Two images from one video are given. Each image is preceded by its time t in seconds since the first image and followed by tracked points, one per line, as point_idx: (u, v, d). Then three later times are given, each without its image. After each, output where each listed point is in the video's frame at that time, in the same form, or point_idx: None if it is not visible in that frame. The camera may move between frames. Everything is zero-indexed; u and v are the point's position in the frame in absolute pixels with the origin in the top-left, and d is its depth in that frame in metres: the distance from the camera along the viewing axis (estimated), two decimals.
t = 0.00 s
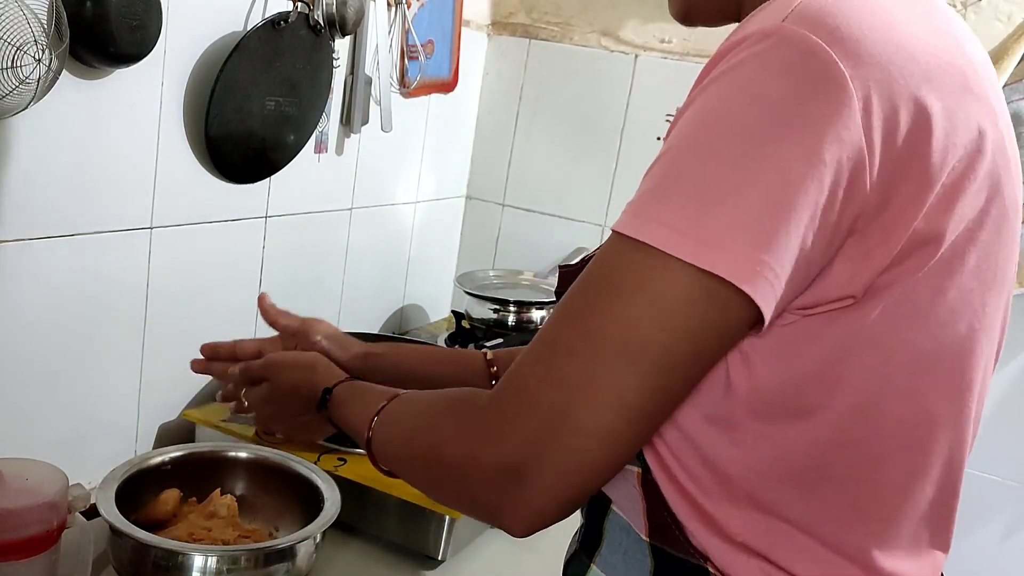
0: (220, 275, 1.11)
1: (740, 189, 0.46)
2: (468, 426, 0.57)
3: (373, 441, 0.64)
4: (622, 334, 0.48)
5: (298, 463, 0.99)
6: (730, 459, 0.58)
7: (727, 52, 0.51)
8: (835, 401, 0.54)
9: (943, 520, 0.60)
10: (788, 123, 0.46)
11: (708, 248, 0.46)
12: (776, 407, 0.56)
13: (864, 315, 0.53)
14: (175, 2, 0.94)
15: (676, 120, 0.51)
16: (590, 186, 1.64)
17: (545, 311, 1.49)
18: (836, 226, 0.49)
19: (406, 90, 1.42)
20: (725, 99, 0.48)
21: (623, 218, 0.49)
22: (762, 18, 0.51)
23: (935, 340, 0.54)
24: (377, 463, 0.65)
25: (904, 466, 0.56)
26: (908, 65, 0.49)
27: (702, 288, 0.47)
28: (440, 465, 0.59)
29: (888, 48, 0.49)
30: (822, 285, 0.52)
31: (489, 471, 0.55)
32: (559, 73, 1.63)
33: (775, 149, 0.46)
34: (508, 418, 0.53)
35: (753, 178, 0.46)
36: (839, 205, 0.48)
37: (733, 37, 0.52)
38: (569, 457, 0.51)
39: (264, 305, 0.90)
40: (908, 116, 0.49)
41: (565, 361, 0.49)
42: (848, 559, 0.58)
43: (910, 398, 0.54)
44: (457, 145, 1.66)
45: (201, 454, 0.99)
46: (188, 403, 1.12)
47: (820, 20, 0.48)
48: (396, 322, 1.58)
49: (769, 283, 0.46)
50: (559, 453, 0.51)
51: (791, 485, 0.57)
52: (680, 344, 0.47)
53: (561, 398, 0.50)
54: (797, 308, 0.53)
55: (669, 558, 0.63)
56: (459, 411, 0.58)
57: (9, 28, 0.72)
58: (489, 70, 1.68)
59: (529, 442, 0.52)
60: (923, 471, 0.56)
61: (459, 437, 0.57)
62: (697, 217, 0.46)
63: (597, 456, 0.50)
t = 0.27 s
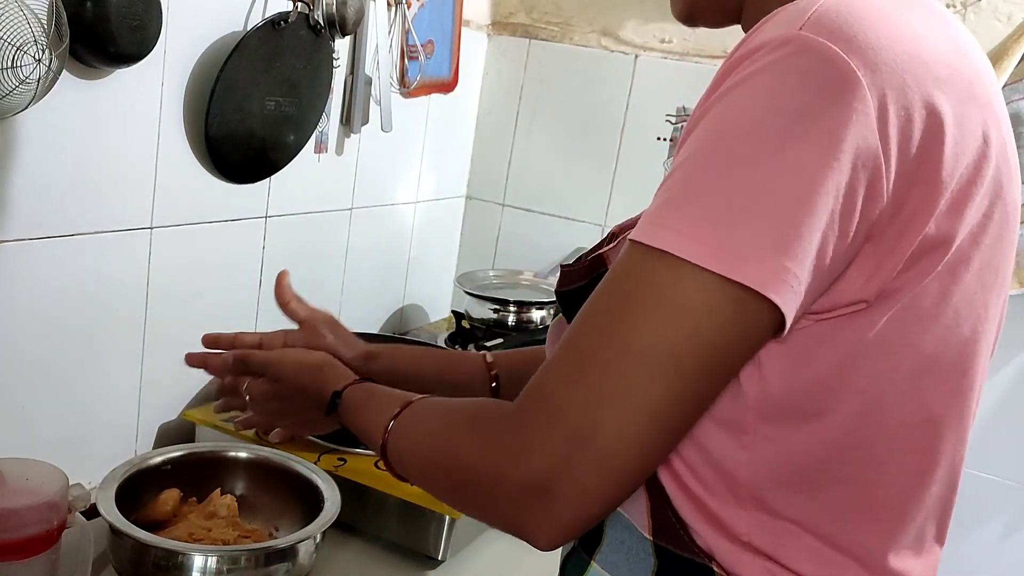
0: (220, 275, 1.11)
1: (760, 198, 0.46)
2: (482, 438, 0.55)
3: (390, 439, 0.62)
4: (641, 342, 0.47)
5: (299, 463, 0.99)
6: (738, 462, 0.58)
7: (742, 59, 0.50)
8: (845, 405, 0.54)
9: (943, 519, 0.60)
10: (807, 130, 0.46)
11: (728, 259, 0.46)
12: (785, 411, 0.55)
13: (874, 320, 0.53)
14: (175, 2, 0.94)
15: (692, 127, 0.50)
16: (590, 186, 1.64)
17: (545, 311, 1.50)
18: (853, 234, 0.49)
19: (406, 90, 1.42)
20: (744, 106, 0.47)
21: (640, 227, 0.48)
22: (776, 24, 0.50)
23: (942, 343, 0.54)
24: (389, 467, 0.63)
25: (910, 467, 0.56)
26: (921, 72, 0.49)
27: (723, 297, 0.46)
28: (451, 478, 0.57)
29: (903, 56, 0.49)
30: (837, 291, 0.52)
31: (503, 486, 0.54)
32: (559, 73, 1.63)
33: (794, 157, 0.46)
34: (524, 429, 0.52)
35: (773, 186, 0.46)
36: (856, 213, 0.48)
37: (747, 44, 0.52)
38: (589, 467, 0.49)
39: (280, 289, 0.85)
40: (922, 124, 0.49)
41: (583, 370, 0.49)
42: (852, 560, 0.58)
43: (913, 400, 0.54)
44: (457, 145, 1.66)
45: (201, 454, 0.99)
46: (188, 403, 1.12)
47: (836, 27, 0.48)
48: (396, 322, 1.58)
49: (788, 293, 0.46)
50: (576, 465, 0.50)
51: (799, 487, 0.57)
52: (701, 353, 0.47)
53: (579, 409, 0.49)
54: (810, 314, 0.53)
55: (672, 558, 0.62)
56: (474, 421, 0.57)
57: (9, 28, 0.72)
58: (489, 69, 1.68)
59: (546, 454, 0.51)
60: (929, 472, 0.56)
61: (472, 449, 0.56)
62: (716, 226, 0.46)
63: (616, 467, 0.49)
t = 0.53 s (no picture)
0: (221, 275, 1.11)
1: (778, 191, 0.45)
2: (496, 433, 0.55)
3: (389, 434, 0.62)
4: (660, 334, 0.47)
5: (299, 464, 0.99)
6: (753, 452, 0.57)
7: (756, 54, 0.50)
8: (861, 395, 0.54)
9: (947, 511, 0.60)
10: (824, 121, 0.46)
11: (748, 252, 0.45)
12: (802, 401, 0.55)
13: (886, 311, 0.52)
14: (175, 2, 0.94)
15: (707, 122, 0.50)
16: (590, 186, 1.64)
17: (545, 310, 1.50)
18: (867, 228, 0.49)
19: (406, 90, 1.42)
20: (760, 99, 0.47)
21: (655, 220, 0.48)
22: (790, 19, 0.50)
23: (951, 337, 0.54)
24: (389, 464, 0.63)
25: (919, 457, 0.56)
26: (930, 67, 0.49)
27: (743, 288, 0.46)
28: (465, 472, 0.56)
29: (916, 52, 0.49)
30: (855, 279, 0.52)
31: (519, 482, 0.53)
32: (559, 73, 1.63)
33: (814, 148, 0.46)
34: (541, 424, 0.51)
35: (793, 178, 0.45)
36: (872, 207, 0.48)
37: (760, 39, 0.51)
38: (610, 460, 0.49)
39: (302, 269, 0.78)
40: (935, 120, 0.49)
41: (601, 363, 0.48)
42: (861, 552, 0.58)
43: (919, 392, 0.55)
44: (457, 146, 1.66)
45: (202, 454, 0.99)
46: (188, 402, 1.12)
47: (852, 21, 0.48)
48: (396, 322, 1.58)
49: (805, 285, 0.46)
50: (596, 459, 0.49)
51: (815, 478, 0.57)
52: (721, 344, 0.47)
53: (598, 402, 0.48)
54: (826, 304, 0.52)
55: (687, 552, 0.61)
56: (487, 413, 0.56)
57: (9, 28, 0.72)
58: (489, 69, 1.68)
59: (565, 448, 0.50)
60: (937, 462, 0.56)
61: (486, 445, 0.55)
62: (734, 219, 0.46)
63: (635, 459, 0.49)
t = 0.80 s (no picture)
0: (221, 275, 1.11)
1: (781, 190, 0.45)
2: (497, 433, 0.55)
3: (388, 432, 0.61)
4: (664, 335, 0.47)
5: (299, 463, 0.99)
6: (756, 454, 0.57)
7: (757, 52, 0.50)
8: (865, 396, 0.54)
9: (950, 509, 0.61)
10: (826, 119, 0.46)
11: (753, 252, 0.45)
12: (804, 403, 0.55)
13: (890, 312, 0.52)
14: (175, 2, 0.94)
15: (708, 122, 0.50)
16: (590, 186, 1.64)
17: (545, 310, 1.50)
18: (870, 227, 0.49)
19: (406, 90, 1.42)
20: (762, 99, 0.47)
21: (658, 220, 0.48)
22: (790, 18, 0.50)
23: (952, 337, 0.54)
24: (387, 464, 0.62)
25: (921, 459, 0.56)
26: (930, 69, 0.49)
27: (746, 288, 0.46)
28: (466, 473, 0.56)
29: (917, 53, 0.49)
30: (858, 279, 0.52)
31: (522, 484, 0.53)
32: (559, 73, 1.63)
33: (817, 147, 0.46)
34: (545, 425, 0.51)
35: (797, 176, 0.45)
36: (873, 207, 0.48)
37: (761, 37, 0.51)
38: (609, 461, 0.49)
39: (314, 246, 0.77)
40: (938, 121, 0.49)
41: (604, 363, 0.48)
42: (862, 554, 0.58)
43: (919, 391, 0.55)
44: (457, 146, 1.66)
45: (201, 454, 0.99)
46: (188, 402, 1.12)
47: (853, 20, 0.48)
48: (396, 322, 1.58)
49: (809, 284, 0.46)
50: (601, 461, 0.49)
51: (819, 480, 0.57)
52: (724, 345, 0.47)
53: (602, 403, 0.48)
54: (828, 305, 0.52)
55: (690, 556, 0.62)
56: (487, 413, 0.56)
57: (9, 28, 0.72)
58: (489, 69, 1.68)
59: (569, 450, 0.50)
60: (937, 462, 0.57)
61: (488, 447, 0.55)
62: (738, 219, 0.46)
63: (638, 460, 0.49)
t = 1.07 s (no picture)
0: (221, 275, 1.11)
1: (786, 199, 0.46)
2: (500, 445, 0.54)
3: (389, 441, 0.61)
4: (667, 346, 0.47)
5: (298, 464, 0.99)
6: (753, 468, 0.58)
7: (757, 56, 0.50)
8: (864, 407, 0.54)
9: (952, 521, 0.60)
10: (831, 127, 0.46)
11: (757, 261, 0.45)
12: (803, 414, 0.55)
13: (891, 322, 0.52)
14: (175, 2, 0.94)
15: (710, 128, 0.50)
16: (590, 186, 1.64)
17: (545, 310, 1.50)
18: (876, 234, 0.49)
19: (406, 90, 1.42)
20: (765, 106, 0.47)
21: (658, 231, 0.48)
22: (790, 23, 0.50)
23: (954, 346, 0.54)
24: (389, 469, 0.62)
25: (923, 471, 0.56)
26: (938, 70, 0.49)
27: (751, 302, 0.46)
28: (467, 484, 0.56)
29: (925, 56, 0.48)
30: (859, 290, 0.52)
31: (525, 495, 0.53)
32: (559, 73, 1.63)
33: (821, 156, 0.46)
34: (547, 436, 0.51)
35: (801, 185, 0.46)
36: (879, 216, 0.48)
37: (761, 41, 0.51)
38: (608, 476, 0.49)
39: (310, 271, 0.79)
40: (940, 126, 0.49)
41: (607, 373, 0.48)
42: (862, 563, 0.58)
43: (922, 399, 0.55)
44: (457, 146, 1.66)
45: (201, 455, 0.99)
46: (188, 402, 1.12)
47: (856, 23, 0.48)
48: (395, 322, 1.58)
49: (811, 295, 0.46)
50: (602, 474, 0.49)
51: (817, 491, 0.57)
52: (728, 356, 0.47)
53: (605, 415, 0.48)
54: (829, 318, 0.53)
55: (686, 564, 0.62)
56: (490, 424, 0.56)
57: (9, 28, 0.72)
58: (489, 69, 1.68)
59: (571, 463, 0.50)
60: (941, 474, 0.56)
61: (490, 459, 0.55)
62: (743, 228, 0.46)
63: (639, 474, 0.49)
